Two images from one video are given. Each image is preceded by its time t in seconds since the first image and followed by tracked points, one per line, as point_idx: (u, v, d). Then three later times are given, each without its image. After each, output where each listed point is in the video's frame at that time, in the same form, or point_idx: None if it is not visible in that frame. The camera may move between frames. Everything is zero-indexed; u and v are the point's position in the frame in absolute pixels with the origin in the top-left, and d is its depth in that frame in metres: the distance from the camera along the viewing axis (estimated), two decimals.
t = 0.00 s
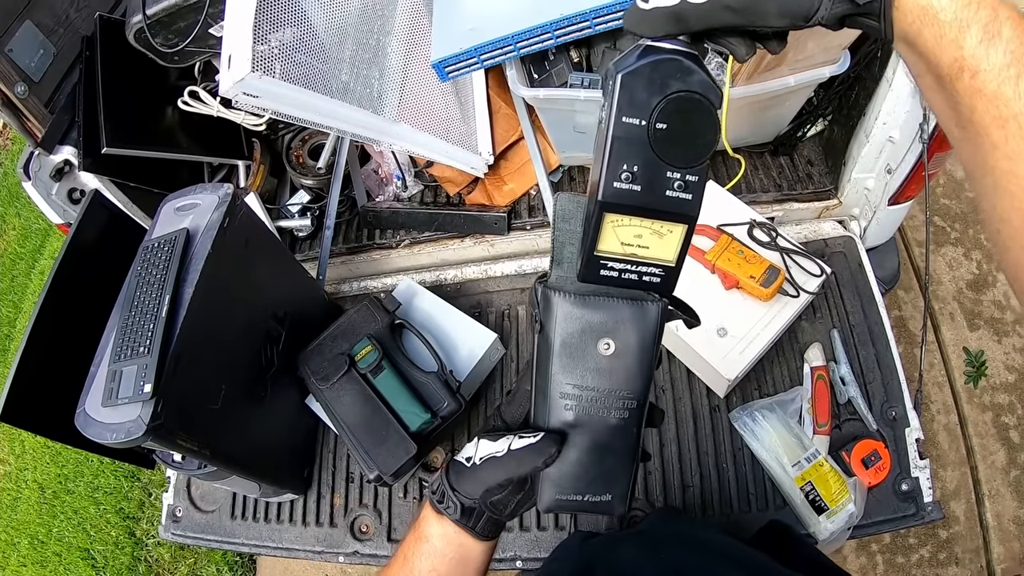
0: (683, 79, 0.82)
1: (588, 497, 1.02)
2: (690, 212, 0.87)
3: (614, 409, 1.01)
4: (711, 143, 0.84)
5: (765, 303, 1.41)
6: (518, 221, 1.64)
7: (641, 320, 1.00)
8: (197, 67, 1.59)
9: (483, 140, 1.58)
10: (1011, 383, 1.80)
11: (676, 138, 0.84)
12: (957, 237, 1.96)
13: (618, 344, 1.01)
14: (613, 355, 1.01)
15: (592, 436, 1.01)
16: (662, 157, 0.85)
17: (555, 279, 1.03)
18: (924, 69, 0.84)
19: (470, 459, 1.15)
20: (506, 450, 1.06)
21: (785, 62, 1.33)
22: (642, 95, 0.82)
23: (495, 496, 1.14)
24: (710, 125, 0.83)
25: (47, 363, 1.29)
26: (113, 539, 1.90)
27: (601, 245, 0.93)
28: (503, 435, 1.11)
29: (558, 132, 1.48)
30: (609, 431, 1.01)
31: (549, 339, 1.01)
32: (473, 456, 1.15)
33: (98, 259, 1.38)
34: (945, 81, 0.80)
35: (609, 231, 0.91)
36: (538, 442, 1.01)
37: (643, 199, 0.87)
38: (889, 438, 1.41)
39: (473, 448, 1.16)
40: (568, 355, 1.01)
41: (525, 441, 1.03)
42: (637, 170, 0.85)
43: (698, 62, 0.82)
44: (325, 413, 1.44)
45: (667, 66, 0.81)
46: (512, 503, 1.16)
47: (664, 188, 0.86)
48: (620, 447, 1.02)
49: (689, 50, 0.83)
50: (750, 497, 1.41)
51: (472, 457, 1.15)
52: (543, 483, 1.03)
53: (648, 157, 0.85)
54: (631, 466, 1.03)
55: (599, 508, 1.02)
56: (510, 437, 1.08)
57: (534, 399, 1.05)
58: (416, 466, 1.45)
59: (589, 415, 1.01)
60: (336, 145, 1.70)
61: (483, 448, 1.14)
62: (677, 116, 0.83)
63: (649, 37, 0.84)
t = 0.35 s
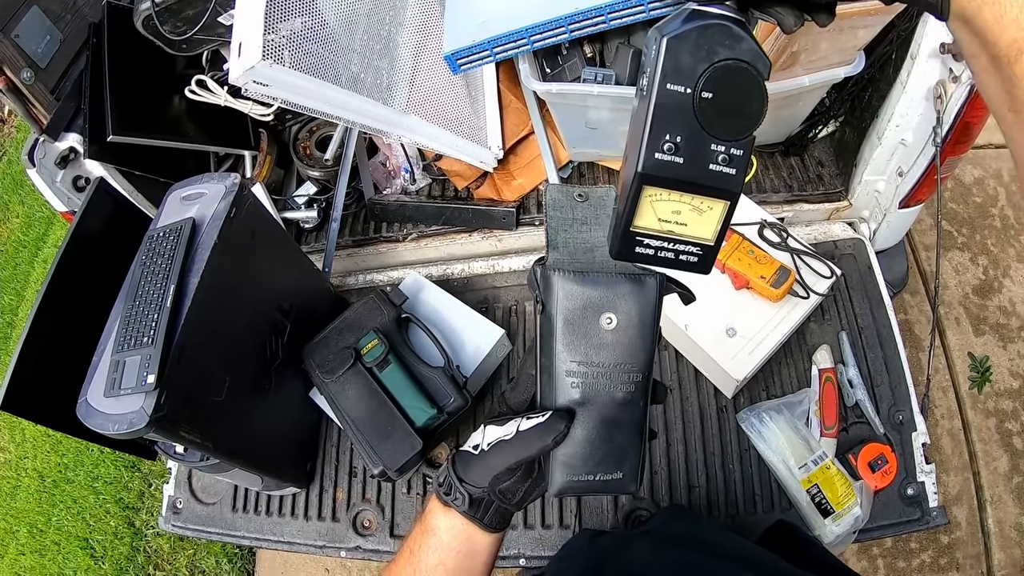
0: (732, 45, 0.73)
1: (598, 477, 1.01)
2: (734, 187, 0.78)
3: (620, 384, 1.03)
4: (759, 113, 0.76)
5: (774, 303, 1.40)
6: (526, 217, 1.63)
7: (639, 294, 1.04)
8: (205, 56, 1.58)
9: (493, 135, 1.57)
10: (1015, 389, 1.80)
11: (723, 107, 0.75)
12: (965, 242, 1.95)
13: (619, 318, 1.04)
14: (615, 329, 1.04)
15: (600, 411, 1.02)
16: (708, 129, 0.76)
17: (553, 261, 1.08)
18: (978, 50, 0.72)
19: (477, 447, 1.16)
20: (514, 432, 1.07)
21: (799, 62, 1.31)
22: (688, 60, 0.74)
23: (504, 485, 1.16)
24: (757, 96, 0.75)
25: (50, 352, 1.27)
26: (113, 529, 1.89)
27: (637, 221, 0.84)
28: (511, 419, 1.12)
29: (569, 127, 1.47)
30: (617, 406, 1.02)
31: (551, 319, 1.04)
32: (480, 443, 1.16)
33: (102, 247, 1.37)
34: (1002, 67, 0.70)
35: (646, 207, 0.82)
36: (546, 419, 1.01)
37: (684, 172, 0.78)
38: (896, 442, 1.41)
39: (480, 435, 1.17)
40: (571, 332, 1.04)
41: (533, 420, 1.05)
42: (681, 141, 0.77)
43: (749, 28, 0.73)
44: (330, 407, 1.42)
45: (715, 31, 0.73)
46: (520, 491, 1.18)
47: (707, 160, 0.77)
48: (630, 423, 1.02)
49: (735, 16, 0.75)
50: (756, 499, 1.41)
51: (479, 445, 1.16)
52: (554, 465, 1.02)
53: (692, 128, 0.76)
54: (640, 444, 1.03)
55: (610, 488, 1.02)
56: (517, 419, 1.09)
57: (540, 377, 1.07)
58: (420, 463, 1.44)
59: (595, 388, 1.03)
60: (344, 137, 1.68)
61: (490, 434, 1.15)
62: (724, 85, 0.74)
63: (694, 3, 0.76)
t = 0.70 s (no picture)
0: (754, 36, 0.73)
1: (602, 459, 1.02)
2: (753, 179, 0.79)
3: (623, 362, 1.02)
4: (781, 104, 0.75)
5: (778, 301, 1.40)
6: (530, 210, 1.63)
7: (641, 275, 1.03)
8: (211, 45, 1.57)
9: (499, 127, 1.56)
10: (1015, 393, 1.80)
11: (744, 99, 0.75)
12: (967, 244, 1.95)
13: (621, 297, 1.03)
14: (617, 308, 1.03)
15: (604, 390, 1.02)
16: (728, 121, 0.76)
17: (553, 246, 1.07)
18: (1002, 47, 0.74)
19: (481, 432, 1.17)
20: (518, 415, 1.08)
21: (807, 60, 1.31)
22: (710, 51, 0.73)
23: (507, 472, 1.16)
24: (779, 87, 0.75)
25: (51, 339, 1.27)
26: (111, 518, 1.88)
27: (656, 211, 0.84)
28: (514, 404, 1.13)
29: (574, 121, 1.47)
30: (620, 385, 1.03)
31: (553, 301, 1.04)
32: (484, 429, 1.17)
33: (105, 234, 1.36)
34: None
35: (665, 196, 0.82)
36: (550, 401, 1.02)
37: (706, 162, 0.78)
38: (896, 442, 1.41)
39: (483, 421, 1.18)
40: (573, 312, 1.03)
41: (538, 403, 1.05)
42: (702, 132, 0.77)
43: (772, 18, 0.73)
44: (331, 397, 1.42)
45: (738, 22, 0.72)
46: (523, 478, 1.18)
47: (728, 152, 0.78)
48: (633, 404, 1.03)
49: (760, 5, 0.74)
50: (756, 497, 1.41)
51: (483, 430, 1.16)
52: (558, 446, 1.03)
53: (713, 119, 0.76)
54: (643, 425, 1.03)
55: (615, 470, 1.02)
56: (521, 402, 1.10)
57: (543, 359, 1.07)
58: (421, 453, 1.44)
59: (598, 369, 1.02)
60: (348, 128, 1.68)
61: (493, 419, 1.16)
62: (745, 76, 0.74)
63: None
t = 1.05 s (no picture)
0: (760, 32, 0.73)
1: (599, 451, 1.02)
2: (757, 175, 0.79)
3: (618, 355, 1.03)
4: (786, 99, 0.76)
5: (777, 301, 1.40)
6: (531, 208, 1.64)
7: (636, 267, 1.03)
8: (214, 39, 1.57)
9: (501, 125, 1.57)
10: (1013, 397, 1.80)
11: (749, 94, 0.75)
12: (967, 247, 1.95)
13: (616, 289, 1.04)
14: (613, 300, 1.03)
15: (599, 382, 1.03)
16: (734, 116, 0.76)
17: (549, 238, 1.07)
18: (1010, 45, 0.73)
19: (478, 426, 1.18)
20: (514, 407, 1.09)
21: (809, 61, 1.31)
22: (717, 45, 0.73)
23: (503, 465, 1.16)
24: (784, 83, 0.75)
25: (52, 331, 1.27)
26: (108, 511, 1.89)
27: (660, 206, 0.84)
28: (511, 396, 1.14)
29: (575, 119, 1.47)
30: (617, 378, 1.03)
31: (550, 294, 1.04)
32: (481, 421, 1.18)
33: (106, 226, 1.36)
34: None
35: (670, 191, 0.83)
36: (545, 392, 1.03)
37: (711, 158, 0.78)
38: (893, 443, 1.41)
39: (480, 414, 1.19)
40: (569, 304, 1.04)
41: (533, 394, 1.07)
42: (707, 127, 0.77)
43: (778, 14, 0.73)
44: (331, 392, 1.43)
45: (745, 17, 0.73)
46: (521, 471, 1.18)
47: (733, 147, 0.78)
48: (631, 397, 1.03)
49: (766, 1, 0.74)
50: (753, 495, 1.42)
51: (480, 423, 1.17)
52: (555, 440, 1.03)
53: (719, 114, 0.76)
54: (640, 418, 1.03)
55: (612, 463, 1.02)
56: (518, 395, 1.11)
57: (540, 353, 1.07)
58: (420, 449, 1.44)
59: (595, 361, 1.03)
60: (350, 123, 1.68)
61: (490, 412, 1.16)
62: (751, 72, 0.74)
63: None
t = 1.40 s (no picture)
0: (764, 33, 0.73)
1: (597, 450, 1.02)
2: (759, 176, 0.79)
3: (617, 353, 1.03)
4: (789, 100, 0.76)
5: (776, 303, 1.40)
6: (531, 208, 1.64)
7: (635, 266, 1.04)
8: (215, 37, 1.58)
9: (501, 125, 1.57)
10: (1010, 401, 1.81)
11: (752, 95, 0.75)
12: (965, 252, 1.96)
13: (614, 288, 1.04)
14: (611, 298, 1.04)
15: (597, 381, 1.03)
16: (736, 117, 0.77)
17: (548, 237, 1.07)
18: (1014, 49, 0.73)
19: (476, 423, 1.18)
20: (513, 405, 1.09)
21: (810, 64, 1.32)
22: (721, 46, 0.74)
23: (501, 463, 1.16)
24: (787, 85, 0.75)
25: (50, 327, 1.27)
26: (105, 507, 1.89)
27: (662, 205, 0.85)
28: (510, 395, 1.14)
29: (576, 120, 1.47)
30: (615, 377, 1.03)
31: (548, 293, 1.04)
32: (479, 419, 1.18)
33: (106, 222, 1.36)
34: None
35: (672, 192, 0.83)
36: (544, 391, 1.03)
37: (713, 159, 0.78)
38: (890, 446, 1.41)
39: (479, 412, 1.19)
40: (567, 303, 1.04)
41: (532, 393, 1.07)
42: (710, 128, 0.77)
43: (782, 16, 0.73)
44: (329, 390, 1.43)
45: (749, 19, 0.73)
46: (519, 469, 1.18)
47: (736, 148, 0.78)
48: (629, 395, 1.03)
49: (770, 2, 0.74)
50: (750, 497, 1.42)
51: (478, 421, 1.17)
52: (553, 438, 1.03)
53: (722, 115, 0.77)
54: (638, 417, 1.03)
55: (610, 462, 1.02)
56: (516, 393, 1.11)
57: (538, 353, 1.07)
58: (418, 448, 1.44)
59: (593, 360, 1.03)
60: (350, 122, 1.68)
61: (489, 410, 1.16)
62: (755, 73, 0.75)
63: None
